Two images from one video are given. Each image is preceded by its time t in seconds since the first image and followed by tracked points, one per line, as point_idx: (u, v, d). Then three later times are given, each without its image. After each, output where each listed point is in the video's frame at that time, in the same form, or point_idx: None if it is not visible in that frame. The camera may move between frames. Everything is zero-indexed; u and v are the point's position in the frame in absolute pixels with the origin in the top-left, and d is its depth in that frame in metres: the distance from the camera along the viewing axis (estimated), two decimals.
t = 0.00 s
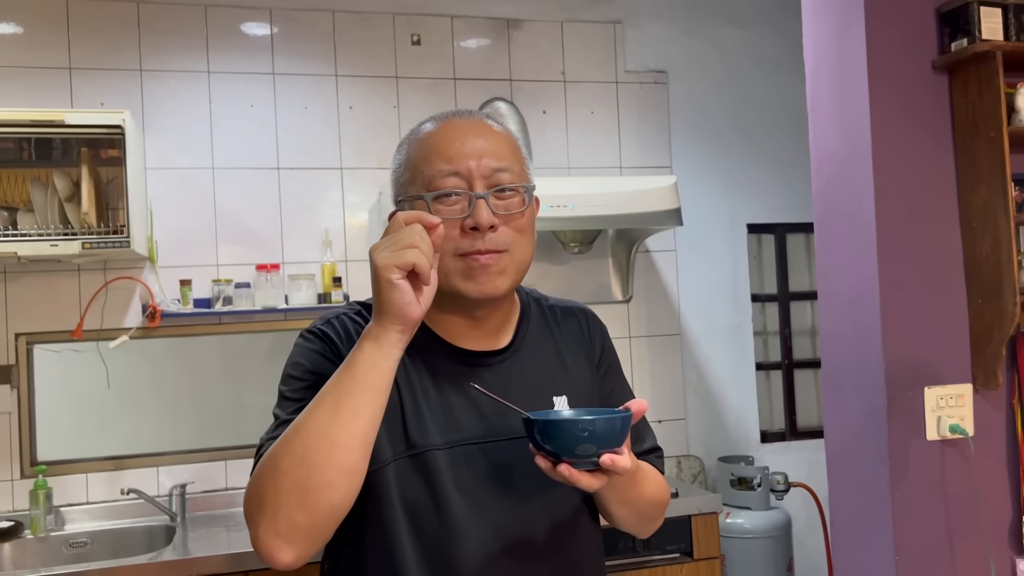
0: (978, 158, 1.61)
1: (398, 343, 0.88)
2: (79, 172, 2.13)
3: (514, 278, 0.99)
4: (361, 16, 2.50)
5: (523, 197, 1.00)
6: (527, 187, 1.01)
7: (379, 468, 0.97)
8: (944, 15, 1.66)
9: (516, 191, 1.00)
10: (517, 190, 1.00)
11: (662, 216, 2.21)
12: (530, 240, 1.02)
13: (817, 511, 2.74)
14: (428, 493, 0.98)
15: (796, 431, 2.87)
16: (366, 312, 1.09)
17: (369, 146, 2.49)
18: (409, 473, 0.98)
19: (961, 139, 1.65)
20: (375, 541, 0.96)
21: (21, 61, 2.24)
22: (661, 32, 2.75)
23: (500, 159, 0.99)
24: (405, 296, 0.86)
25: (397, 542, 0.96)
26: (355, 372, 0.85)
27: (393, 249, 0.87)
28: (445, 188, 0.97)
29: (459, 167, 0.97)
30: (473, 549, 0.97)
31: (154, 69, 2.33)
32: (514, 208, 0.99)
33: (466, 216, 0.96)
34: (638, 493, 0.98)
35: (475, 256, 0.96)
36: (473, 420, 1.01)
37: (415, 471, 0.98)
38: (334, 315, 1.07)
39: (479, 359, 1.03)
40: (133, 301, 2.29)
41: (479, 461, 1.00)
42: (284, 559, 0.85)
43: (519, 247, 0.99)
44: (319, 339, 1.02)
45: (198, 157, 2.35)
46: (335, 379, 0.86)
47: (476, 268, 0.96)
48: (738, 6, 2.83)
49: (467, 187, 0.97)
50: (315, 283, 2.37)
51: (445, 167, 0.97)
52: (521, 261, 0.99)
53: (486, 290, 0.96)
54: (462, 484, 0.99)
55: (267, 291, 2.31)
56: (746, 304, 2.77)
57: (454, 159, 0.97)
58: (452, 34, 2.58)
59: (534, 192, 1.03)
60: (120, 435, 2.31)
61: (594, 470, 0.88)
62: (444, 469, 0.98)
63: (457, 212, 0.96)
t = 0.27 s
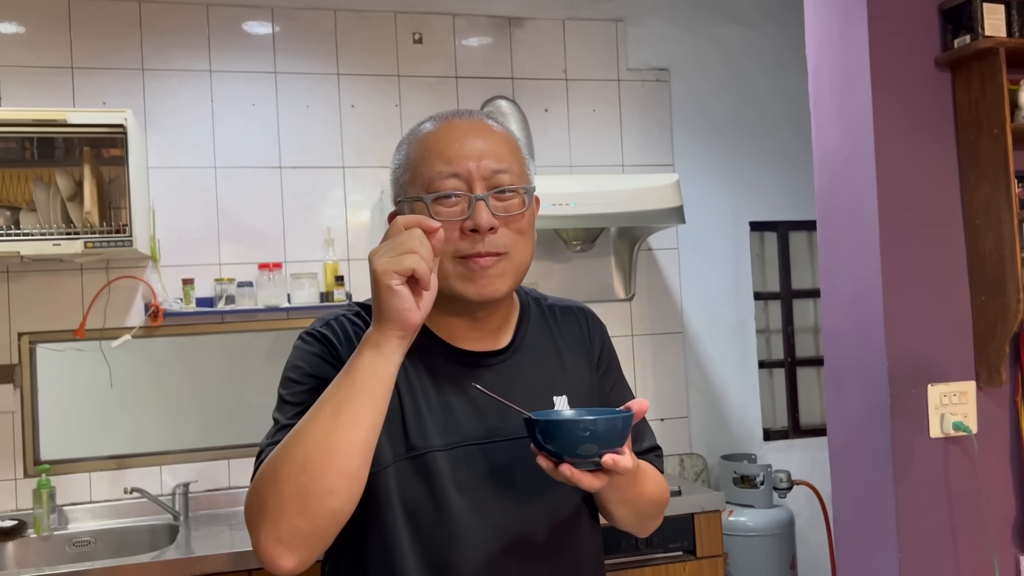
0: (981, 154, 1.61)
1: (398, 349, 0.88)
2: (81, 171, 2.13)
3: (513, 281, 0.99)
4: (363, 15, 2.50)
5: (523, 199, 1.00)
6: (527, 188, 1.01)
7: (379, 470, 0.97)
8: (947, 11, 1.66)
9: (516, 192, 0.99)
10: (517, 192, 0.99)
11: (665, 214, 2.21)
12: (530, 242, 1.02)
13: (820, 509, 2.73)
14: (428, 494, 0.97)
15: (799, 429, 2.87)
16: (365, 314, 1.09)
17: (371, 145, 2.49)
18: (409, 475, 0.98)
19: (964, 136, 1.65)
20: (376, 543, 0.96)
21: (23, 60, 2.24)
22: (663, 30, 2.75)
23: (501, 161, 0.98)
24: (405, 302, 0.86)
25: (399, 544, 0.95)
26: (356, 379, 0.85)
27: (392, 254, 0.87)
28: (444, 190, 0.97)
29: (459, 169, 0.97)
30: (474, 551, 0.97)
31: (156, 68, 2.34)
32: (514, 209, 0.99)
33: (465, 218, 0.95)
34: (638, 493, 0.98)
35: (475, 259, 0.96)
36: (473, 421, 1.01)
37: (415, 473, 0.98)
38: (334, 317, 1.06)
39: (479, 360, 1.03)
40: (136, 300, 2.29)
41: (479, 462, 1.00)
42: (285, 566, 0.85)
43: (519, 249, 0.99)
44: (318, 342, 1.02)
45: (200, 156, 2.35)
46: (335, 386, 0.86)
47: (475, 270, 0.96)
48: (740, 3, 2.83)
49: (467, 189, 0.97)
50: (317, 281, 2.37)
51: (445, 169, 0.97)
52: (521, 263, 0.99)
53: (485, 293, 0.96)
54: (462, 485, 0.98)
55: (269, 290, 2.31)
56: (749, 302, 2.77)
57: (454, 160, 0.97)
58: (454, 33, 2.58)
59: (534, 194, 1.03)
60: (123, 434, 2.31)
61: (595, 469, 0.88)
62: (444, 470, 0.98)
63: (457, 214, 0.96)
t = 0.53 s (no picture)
0: (983, 152, 1.61)
1: (395, 354, 0.87)
2: (83, 170, 2.13)
3: (511, 284, 0.99)
4: (365, 13, 2.50)
5: (525, 203, 0.99)
6: (529, 192, 1.00)
7: (379, 469, 0.97)
8: (949, 8, 1.65)
9: (518, 196, 0.99)
10: (519, 196, 0.99)
11: (667, 211, 2.21)
12: (531, 245, 1.01)
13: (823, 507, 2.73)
14: (428, 493, 0.97)
15: (801, 427, 2.87)
16: (365, 313, 1.09)
17: (372, 144, 2.49)
18: (409, 475, 0.98)
19: (967, 134, 1.65)
20: (377, 543, 0.96)
21: (24, 59, 2.25)
22: (665, 28, 2.74)
23: (503, 165, 0.98)
24: (403, 308, 0.86)
25: (399, 544, 0.95)
26: (353, 383, 0.85)
27: (389, 258, 0.86)
28: (445, 192, 0.96)
29: (461, 172, 0.96)
30: (475, 550, 0.97)
31: (158, 67, 2.34)
32: (515, 213, 0.98)
33: (464, 220, 0.95)
34: (638, 492, 0.98)
35: (472, 261, 0.96)
36: (474, 420, 1.01)
37: (415, 472, 0.98)
38: (334, 317, 1.06)
39: (478, 360, 1.03)
40: (138, 299, 2.29)
41: (479, 461, 1.00)
42: (284, 567, 0.85)
43: (518, 253, 0.99)
44: (318, 342, 1.01)
45: (202, 154, 2.35)
46: (333, 390, 0.86)
47: (472, 273, 0.96)
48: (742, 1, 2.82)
49: (468, 191, 0.97)
50: (319, 280, 2.38)
51: (446, 171, 0.97)
52: (520, 266, 0.99)
53: (482, 296, 0.97)
54: (462, 484, 0.98)
55: (271, 288, 2.30)
56: (751, 300, 2.77)
57: (456, 162, 0.96)
58: (456, 31, 2.58)
59: (537, 197, 1.02)
60: (126, 433, 2.31)
61: (594, 468, 0.88)
62: (445, 470, 0.98)
63: (457, 217, 0.96)
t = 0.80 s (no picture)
0: (985, 150, 1.61)
1: (393, 357, 0.87)
2: (85, 169, 2.13)
3: (510, 286, 0.98)
4: (366, 11, 2.50)
5: (525, 204, 0.99)
6: (530, 194, 1.00)
7: (379, 469, 0.97)
8: (951, 6, 1.65)
9: (518, 199, 0.99)
10: (519, 198, 0.99)
11: (668, 210, 2.21)
12: (531, 247, 1.01)
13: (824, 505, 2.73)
14: (428, 493, 0.97)
15: (802, 426, 2.86)
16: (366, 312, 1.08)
17: (374, 143, 2.49)
18: (409, 474, 0.98)
19: (969, 132, 1.64)
20: (377, 543, 0.96)
21: (26, 58, 2.25)
22: (666, 26, 2.74)
23: (504, 166, 0.98)
24: (399, 311, 0.86)
25: (400, 544, 0.95)
26: (351, 386, 0.85)
27: (385, 262, 0.86)
28: (445, 192, 0.96)
29: (461, 171, 0.96)
30: (475, 549, 0.97)
31: (159, 66, 2.34)
32: (514, 215, 0.98)
33: (463, 221, 0.95)
34: (637, 491, 0.98)
35: (471, 263, 0.96)
36: (474, 420, 1.01)
37: (415, 472, 0.98)
38: (334, 316, 1.06)
39: (478, 359, 1.03)
40: (139, 298, 2.29)
41: (479, 460, 1.00)
42: (282, 568, 0.85)
43: (517, 255, 0.99)
44: (318, 342, 1.01)
45: (203, 153, 2.35)
46: (331, 392, 0.86)
47: (470, 274, 0.96)
48: None
49: (468, 191, 0.97)
50: (320, 279, 2.38)
51: (448, 171, 0.97)
52: (518, 268, 0.98)
53: (481, 297, 0.96)
54: (462, 483, 0.98)
55: (272, 287, 2.30)
56: (752, 298, 2.76)
57: (457, 162, 0.96)
58: (457, 29, 2.57)
59: (538, 199, 1.02)
60: (127, 431, 2.31)
61: (591, 466, 0.88)
62: (445, 469, 0.98)
63: (456, 217, 0.96)
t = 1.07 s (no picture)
0: (987, 148, 1.60)
1: (394, 353, 0.87)
2: (85, 167, 2.13)
3: (510, 285, 0.98)
4: (366, 10, 2.50)
5: (527, 204, 0.99)
6: (533, 194, 1.00)
7: (379, 466, 0.97)
8: (952, 4, 1.65)
9: (521, 199, 0.98)
10: (522, 198, 0.99)
11: (669, 208, 2.21)
12: (533, 247, 1.01)
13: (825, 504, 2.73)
14: (428, 490, 0.97)
15: (803, 424, 2.86)
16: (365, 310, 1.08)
17: (374, 141, 2.49)
18: (410, 471, 0.98)
19: (970, 130, 1.64)
20: (377, 540, 0.96)
21: (26, 56, 2.25)
22: (667, 25, 2.74)
23: (506, 166, 0.98)
24: (401, 307, 0.85)
25: (401, 541, 0.95)
26: (352, 383, 0.85)
27: (387, 258, 0.86)
28: (447, 190, 0.96)
29: (464, 170, 0.96)
30: (475, 546, 0.97)
31: (160, 65, 2.34)
32: (516, 215, 0.98)
33: (465, 219, 0.95)
34: (637, 488, 0.98)
35: (472, 261, 0.96)
36: (474, 417, 1.01)
37: (415, 469, 0.98)
38: (334, 314, 1.06)
39: (478, 357, 1.02)
40: (140, 296, 2.29)
41: (478, 457, 1.00)
42: (282, 564, 0.85)
43: (519, 254, 0.99)
44: (318, 338, 1.01)
45: (204, 152, 2.35)
46: (332, 388, 0.86)
47: (471, 272, 0.96)
48: None
49: (470, 190, 0.96)
50: (321, 277, 2.38)
51: (450, 169, 0.96)
52: (518, 267, 0.98)
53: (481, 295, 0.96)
54: (463, 480, 0.98)
55: (273, 286, 2.30)
56: (753, 297, 2.76)
57: (460, 161, 0.96)
58: (458, 28, 2.57)
59: (541, 199, 1.02)
60: (128, 430, 2.31)
61: (592, 463, 0.88)
62: (445, 466, 0.98)
63: (458, 215, 0.96)
